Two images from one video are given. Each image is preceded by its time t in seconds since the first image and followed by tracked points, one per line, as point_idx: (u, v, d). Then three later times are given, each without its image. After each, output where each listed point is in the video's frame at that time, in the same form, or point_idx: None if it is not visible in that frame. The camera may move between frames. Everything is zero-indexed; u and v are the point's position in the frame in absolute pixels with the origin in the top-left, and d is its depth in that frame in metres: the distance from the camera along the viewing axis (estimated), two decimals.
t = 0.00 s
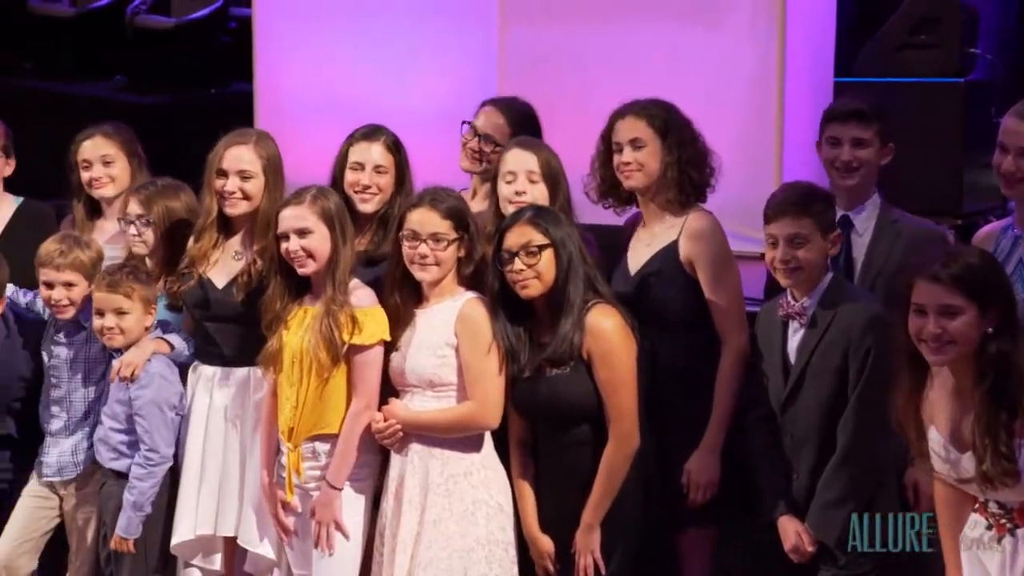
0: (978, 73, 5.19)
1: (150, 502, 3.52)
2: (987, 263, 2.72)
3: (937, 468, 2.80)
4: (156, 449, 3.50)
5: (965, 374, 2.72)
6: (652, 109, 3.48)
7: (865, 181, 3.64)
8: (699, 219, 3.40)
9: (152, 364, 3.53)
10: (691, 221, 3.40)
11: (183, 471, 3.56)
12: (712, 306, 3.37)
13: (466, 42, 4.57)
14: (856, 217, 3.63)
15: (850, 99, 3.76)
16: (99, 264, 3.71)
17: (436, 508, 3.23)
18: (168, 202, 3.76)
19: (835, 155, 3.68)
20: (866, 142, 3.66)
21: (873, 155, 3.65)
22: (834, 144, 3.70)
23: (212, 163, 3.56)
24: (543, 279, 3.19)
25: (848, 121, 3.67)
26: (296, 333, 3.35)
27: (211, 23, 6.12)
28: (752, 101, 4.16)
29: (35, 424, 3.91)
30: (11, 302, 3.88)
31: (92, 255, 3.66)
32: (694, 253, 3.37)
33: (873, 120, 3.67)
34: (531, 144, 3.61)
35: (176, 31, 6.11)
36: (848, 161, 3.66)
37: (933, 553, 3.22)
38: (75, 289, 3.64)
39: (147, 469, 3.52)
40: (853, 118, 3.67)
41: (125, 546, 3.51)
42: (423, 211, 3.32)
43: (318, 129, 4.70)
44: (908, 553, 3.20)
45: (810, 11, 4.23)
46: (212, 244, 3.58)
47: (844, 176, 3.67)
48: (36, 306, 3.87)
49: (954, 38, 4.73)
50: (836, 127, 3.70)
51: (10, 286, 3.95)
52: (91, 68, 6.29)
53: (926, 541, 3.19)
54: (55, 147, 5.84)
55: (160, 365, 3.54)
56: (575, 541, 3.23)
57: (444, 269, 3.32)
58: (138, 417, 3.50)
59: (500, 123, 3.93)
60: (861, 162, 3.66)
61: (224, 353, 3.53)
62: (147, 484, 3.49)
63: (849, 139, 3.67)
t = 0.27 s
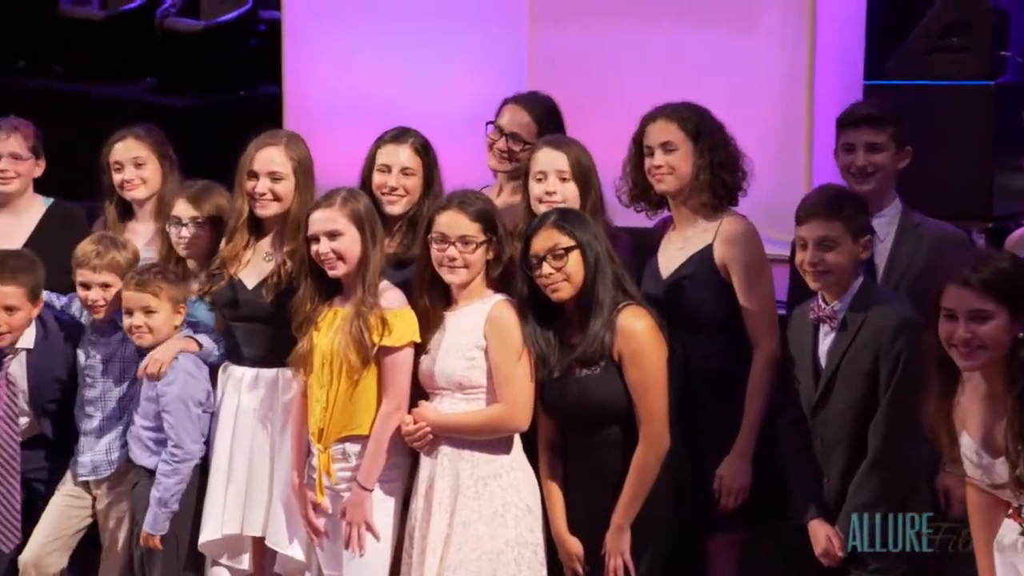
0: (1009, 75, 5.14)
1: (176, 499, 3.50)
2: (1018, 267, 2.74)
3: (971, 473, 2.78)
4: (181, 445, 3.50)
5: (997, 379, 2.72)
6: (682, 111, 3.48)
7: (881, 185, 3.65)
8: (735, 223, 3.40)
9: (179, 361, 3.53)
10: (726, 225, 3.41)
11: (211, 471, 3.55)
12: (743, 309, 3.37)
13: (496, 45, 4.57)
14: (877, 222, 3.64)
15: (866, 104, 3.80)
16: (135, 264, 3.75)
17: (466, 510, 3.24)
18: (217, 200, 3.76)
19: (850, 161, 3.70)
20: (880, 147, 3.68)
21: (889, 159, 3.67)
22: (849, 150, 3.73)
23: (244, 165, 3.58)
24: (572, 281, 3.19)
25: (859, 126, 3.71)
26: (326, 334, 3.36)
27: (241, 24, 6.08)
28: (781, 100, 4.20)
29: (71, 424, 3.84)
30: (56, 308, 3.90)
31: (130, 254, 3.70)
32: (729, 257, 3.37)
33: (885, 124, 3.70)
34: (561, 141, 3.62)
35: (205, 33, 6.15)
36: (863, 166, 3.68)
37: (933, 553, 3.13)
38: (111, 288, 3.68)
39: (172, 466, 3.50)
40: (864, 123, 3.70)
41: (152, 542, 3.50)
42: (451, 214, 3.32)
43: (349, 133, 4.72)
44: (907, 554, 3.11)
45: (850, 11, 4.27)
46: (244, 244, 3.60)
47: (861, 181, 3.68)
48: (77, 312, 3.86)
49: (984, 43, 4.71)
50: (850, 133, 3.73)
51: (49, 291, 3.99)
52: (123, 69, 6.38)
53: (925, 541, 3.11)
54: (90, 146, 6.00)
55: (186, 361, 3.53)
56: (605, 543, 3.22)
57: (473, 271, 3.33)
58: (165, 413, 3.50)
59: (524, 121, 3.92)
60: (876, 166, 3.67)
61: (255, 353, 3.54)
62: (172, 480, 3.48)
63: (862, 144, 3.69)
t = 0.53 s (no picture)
0: None
1: (216, 490, 3.50)
2: None
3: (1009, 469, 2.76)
4: (222, 435, 3.50)
5: None
6: (720, 105, 3.46)
7: (911, 172, 3.64)
8: (771, 218, 3.38)
9: (221, 353, 3.53)
10: (764, 217, 3.39)
11: (249, 458, 3.57)
12: (780, 303, 3.36)
13: (533, 37, 4.57)
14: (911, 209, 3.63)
15: (897, 92, 3.77)
16: (166, 255, 3.72)
17: (502, 503, 3.24)
18: (265, 191, 3.76)
19: (881, 147, 3.69)
20: (912, 133, 3.66)
21: (920, 146, 3.65)
22: (880, 137, 3.72)
23: (284, 158, 3.59)
24: (611, 274, 3.18)
25: (891, 112, 3.69)
26: (363, 327, 3.37)
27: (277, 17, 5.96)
28: (818, 91, 4.20)
29: (112, 416, 3.81)
30: (98, 300, 3.84)
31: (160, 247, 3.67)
32: (766, 251, 3.35)
33: (916, 110, 3.67)
34: (600, 129, 3.66)
35: (241, 26, 6.00)
36: (894, 152, 3.66)
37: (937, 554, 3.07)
38: (148, 280, 3.65)
39: (213, 457, 3.51)
40: (897, 109, 3.68)
41: (193, 531, 3.50)
42: (486, 207, 3.32)
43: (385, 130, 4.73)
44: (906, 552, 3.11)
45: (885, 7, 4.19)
46: (281, 239, 3.61)
47: (893, 167, 3.68)
48: (122, 306, 3.81)
49: None
50: (882, 119, 3.70)
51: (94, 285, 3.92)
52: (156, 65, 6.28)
53: (925, 543, 3.07)
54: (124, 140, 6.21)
55: (229, 353, 3.53)
56: (641, 536, 3.22)
57: (508, 264, 3.32)
58: (207, 403, 3.50)
59: (556, 120, 3.92)
60: (907, 153, 3.65)
61: (292, 346, 3.56)
62: (212, 471, 3.49)
63: (894, 130, 3.67)
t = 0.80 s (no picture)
0: None
1: (252, 484, 3.51)
2: None
3: None
4: (259, 429, 3.51)
5: None
6: (759, 102, 3.44)
7: (937, 164, 3.63)
8: (810, 214, 3.37)
9: (261, 347, 3.53)
10: (802, 214, 3.39)
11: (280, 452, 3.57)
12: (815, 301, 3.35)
13: (567, 30, 4.57)
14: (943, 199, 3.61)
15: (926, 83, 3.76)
16: (201, 252, 3.71)
17: (534, 500, 3.24)
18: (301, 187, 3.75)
19: (907, 139, 3.69)
20: (939, 124, 3.65)
21: (947, 137, 3.64)
22: (907, 128, 3.72)
23: (319, 154, 3.59)
24: (645, 271, 3.18)
25: (919, 103, 3.68)
26: (395, 323, 3.38)
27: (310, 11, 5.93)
28: (853, 90, 4.15)
29: (156, 412, 3.78)
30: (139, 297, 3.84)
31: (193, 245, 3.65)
32: (802, 248, 3.35)
33: (944, 102, 3.67)
34: (635, 121, 3.65)
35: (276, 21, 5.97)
36: (921, 143, 3.66)
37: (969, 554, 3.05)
38: (182, 277, 3.64)
39: (249, 451, 3.52)
40: (923, 101, 3.67)
41: (229, 525, 3.52)
42: (522, 203, 3.32)
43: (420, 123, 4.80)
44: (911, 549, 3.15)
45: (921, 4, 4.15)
46: (315, 234, 3.61)
47: (920, 159, 3.68)
48: (163, 304, 3.79)
49: None
50: (907, 111, 3.70)
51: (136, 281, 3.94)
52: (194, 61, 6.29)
53: (925, 542, 3.10)
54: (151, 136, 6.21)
55: (268, 347, 3.54)
56: (673, 534, 3.21)
57: (543, 260, 3.32)
58: (246, 396, 3.51)
59: (587, 112, 3.90)
60: (934, 144, 3.65)
61: (325, 340, 3.57)
62: (249, 465, 3.50)
63: (920, 122, 3.67)
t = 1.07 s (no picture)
0: None
1: (290, 481, 3.52)
2: None
3: None
4: (298, 426, 3.52)
5: None
6: (805, 100, 3.45)
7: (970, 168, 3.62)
8: (843, 213, 3.40)
9: (299, 345, 3.54)
10: (835, 215, 3.40)
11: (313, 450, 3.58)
12: (848, 300, 3.36)
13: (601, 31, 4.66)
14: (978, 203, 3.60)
15: (957, 86, 3.74)
16: (240, 250, 3.73)
17: (567, 498, 3.25)
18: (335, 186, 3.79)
19: (940, 144, 3.67)
20: (970, 128, 3.63)
21: (979, 141, 3.63)
22: (940, 133, 3.70)
23: (352, 152, 3.60)
24: (676, 268, 3.17)
25: (950, 108, 3.66)
26: (426, 320, 3.38)
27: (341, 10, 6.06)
28: (887, 88, 4.27)
29: (191, 406, 3.79)
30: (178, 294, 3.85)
31: (232, 242, 3.68)
32: (839, 248, 3.37)
33: (976, 105, 3.64)
34: (664, 118, 3.65)
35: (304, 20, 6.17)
36: (953, 148, 3.65)
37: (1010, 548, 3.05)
38: (220, 272, 3.65)
39: (288, 449, 3.53)
40: (953, 106, 3.65)
41: (266, 522, 3.53)
42: (553, 201, 3.33)
43: (454, 120, 4.82)
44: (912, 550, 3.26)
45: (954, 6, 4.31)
46: (348, 232, 3.62)
47: (952, 163, 3.66)
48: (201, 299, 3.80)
49: None
50: (939, 116, 3.68)
51: (175, 278, 3.96)
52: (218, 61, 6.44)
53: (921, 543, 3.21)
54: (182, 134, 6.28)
55: (308, 345, 3.54)
56: (703, 532, 3.20)
57: (575, 258, 3.33)
58: (285, 393, 3.52)
59: (614, 104, 3.90)
60: (966, 148, 3.64)
61: (356, 339, 3.58)
62: (287, 463, 3.51)
63: (952, 126, 3.65)
